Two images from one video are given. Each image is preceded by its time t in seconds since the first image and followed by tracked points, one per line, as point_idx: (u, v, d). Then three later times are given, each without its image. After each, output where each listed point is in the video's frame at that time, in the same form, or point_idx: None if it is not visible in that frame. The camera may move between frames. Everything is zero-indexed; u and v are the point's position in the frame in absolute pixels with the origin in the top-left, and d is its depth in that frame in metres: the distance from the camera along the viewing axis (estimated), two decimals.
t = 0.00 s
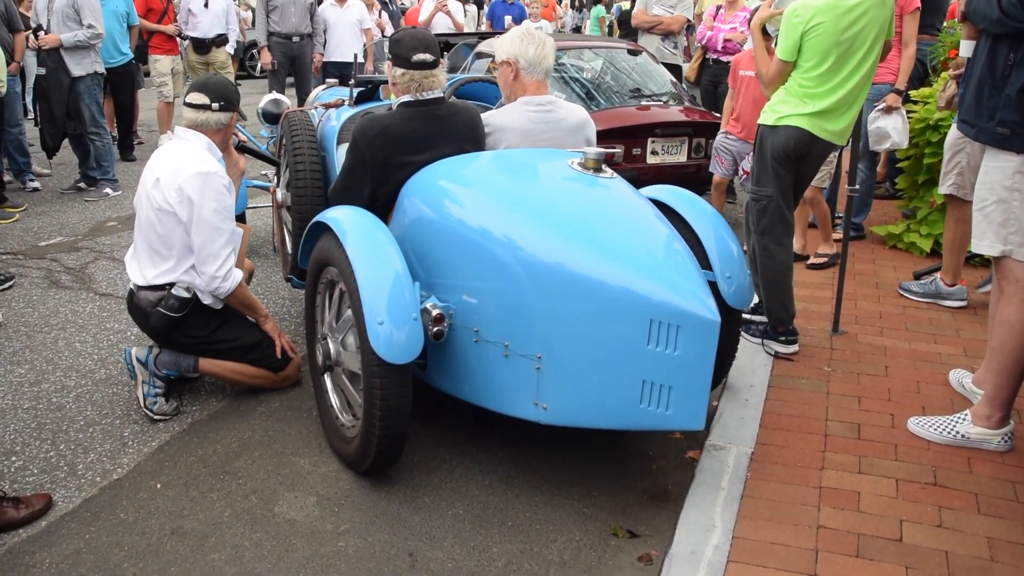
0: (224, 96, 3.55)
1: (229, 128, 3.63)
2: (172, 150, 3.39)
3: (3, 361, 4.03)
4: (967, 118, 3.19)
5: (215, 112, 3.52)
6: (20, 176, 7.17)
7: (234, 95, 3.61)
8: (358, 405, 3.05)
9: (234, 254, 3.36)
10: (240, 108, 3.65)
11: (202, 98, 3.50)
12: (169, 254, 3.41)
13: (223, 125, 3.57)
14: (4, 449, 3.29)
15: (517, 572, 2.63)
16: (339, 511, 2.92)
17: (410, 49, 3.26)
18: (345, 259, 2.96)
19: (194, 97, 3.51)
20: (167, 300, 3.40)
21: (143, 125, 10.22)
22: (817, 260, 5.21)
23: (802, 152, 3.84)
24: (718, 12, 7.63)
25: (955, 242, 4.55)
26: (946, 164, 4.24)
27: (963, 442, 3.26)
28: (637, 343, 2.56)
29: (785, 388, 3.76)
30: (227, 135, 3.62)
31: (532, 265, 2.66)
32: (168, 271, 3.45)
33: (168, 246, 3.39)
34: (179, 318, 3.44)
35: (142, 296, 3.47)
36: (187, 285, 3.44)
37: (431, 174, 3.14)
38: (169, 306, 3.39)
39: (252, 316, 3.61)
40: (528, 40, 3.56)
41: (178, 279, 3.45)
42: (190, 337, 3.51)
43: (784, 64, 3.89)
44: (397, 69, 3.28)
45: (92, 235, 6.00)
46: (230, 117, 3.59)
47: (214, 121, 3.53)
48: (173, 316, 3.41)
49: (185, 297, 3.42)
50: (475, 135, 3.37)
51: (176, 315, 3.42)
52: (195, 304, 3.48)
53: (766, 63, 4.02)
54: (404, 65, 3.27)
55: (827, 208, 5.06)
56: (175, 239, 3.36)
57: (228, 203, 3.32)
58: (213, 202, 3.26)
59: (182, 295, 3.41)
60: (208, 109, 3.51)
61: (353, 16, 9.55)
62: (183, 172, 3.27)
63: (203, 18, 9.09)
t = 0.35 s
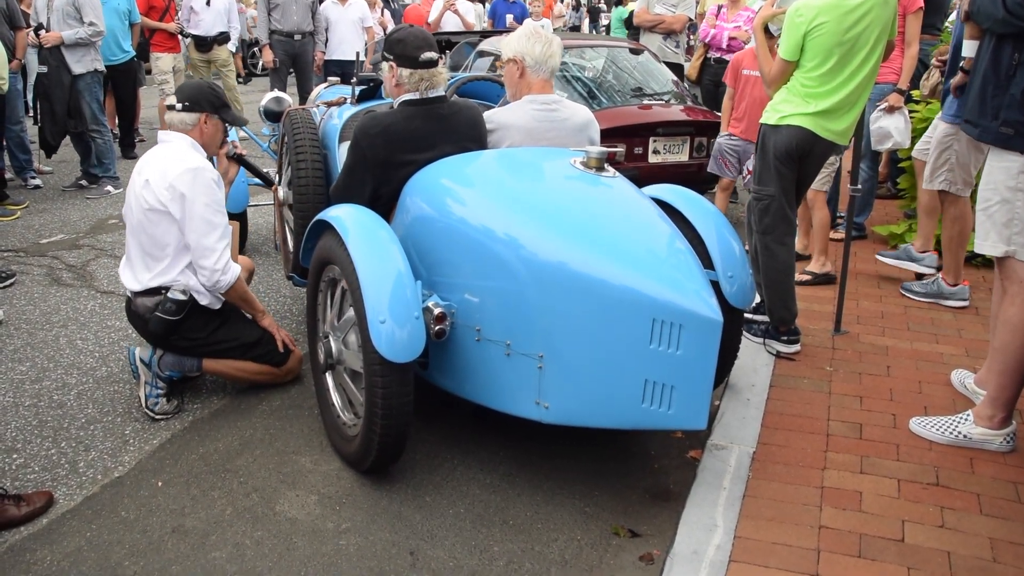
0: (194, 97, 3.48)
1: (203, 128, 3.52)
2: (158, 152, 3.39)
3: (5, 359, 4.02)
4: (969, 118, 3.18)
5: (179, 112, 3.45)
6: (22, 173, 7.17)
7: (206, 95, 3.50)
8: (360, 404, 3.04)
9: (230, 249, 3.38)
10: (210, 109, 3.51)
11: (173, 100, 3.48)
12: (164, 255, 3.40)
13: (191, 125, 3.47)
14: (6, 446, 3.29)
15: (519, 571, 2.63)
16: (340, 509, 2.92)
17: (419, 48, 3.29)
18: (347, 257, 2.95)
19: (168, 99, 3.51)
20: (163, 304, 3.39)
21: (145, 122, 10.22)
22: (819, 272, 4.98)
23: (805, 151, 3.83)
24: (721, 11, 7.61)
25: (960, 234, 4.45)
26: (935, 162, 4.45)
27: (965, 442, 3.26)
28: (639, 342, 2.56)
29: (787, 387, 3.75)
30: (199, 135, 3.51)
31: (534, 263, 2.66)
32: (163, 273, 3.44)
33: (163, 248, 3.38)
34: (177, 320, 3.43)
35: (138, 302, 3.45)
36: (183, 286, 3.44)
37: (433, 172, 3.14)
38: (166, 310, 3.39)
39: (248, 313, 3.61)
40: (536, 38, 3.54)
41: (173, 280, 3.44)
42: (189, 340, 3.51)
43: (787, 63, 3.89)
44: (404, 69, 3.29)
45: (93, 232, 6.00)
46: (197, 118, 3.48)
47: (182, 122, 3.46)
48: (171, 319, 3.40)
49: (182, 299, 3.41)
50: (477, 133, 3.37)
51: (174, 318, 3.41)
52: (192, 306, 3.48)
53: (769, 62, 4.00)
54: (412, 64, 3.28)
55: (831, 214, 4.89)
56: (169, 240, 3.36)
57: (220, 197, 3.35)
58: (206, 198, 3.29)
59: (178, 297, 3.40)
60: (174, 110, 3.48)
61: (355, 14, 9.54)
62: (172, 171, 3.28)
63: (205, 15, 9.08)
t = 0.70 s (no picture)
0: (242, 91, 3.45)
1: (249, 123, 3.49)
2: (204, 138, 3.40)
3: (6, 356, 4.02)
4: (974, 118, 3.17)
5: (228, 106, 3.43)
6: (23, 171, 7.16)
7: (256, 90, 3.46)
8: (361, 402, 3.04)
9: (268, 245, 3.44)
10: (258, 104, 3.47)
11: (223, 91, 3.45)
12: (195, 240, 3.41)
13: (240, 119, 3.46)
14: (6, 443, 3.28)
15: (520, 569, 2.63)
16: (341, 507, 2.92)
17: (420, 46, 3.26)
18: (349, 254, 2.95)
19: (217, 91, 3.48)
20: (186, 289, 3.38)
21: (146, 120, 10.21)
22: (823, 274, 4.99)
23: (807, 149, 3.83)
24: (722, 8, 7.59)
25: (955, 233, 4.49)
26: (927, 161, 4.45)
27: (967, 442, 3.25)
28: (641, 340, 2.55)
29: (789, 386, 3.75)
30: (244, 130, 3.49)
31: (537, 261, 2.65)
32: (190, 258, 3.43)
33: (195, 232, 3.39)
34: (198, 306, 3.42)
35: (160, 283, 3.45)
36: (210, 274, 3.43)
37: (435, 170, 3.13)
38: (188, 295, 3.38)
39: (266, 310, 3.63)
40: (537, 36, 3.54)
41: (200, 267, 3.43)
42: (205, 327, 3.50)
43: (789, 62, 3.88)
44: (404, 67, 3.27)
45: (94, 230, 6.00)
46: (245, 113, 3.46)
47: (229, 115, 3.44)
48: (192, 305, 3.39)
49: (206, 286, 3.41)
50: (479, 131, 3.37)
51: (195, 304, 3.40)
52: (212, 296, 3.47)
53: (771, 60, 3.98)
54: (412, 63, 3.25)
55: (843, 220, 4.89)
56: (208, 228, 3.38)
57: (262, 194, 3.38)
58: (249, 193, 3.31)
59: (202, 284, 3.40)
60: (222, 101, 3.45)
61: (356, 12, 9.53)
62: (221, 161, 3.29)
63: (206, 13, 9.07)
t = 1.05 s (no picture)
0: (282, 70, 3.43)
1: (287, 102, 3.48)
2: (241, 115, 3.39)
3: (6, 353, 4.02)
4: (974, 118, 3.17)
5: (267, 84, 3.42)
6: (23, 168, 7.16)
7: (296, 70, 3.44)
8: (361, 400, 3.03)
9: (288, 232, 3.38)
10: (297, 84, 3.46)
11: (262, 69, 3.44)
12: (225, 217, 3.40)
13: (277, 98, 3.45)
14: (6, 441, 3.28)
15: (520, 568, 2.63)
16: (341, 505, 2.92)
17: (408, 45, 3.22)
18: (349, 252, 2.95)
19: (256, 68, 3.47)
20: (219, 263, 3.39)
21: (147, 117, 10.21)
22: (824, 274, 4.99)
23: (808, 148, 3.83)
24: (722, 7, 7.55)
25: (953, 229, 4.52)
26: (925, 158, 4.48)
27: (967, 441, 3.25)
28: (641, 339, 2.55)
29: (789, 385, 3.75)
30: (282, 109, 3.48)
31: (537, 260, 2.65)
32: (221, 234, 3.43)
33: (225, 208, 3.38)
34: (227, 282, 3.43)
35: (189, 254, 3.44)
36: (238, 251, 3.42)
37: (435, 168, 3.13)
38: (221, 269, 3.39)
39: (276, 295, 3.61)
40: (541, 34, 3.55)
41: (229, 245, 3.42)
42: (230, 304, 3.49)
43: (790, 61, 3.87)
44: (395, 66, 3.25)
45: (94, 227, 6.00)
46: (283, 92, 3.45)
47: (268, 94, 3.43)
48: (222, 280, 3.40)
49: (237, 263, 3.41)
50: (479, 130, 3.37)
51: (227, 279, 3.42)
52: (240, 275, 3.47)
53: (771, 59, 3.98)
54: (402, 62, 3.23)
55: (848, 222, 4.89)
56: (238, 206, 3.37)
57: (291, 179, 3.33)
58: (279, 176, 3.27)
59: (235, 260, 3.41)
60: (261, 80, 3.43)
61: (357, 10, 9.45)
62: (256, 140, 3.27)
63: (207, 11, 9.07)
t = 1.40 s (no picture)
0: (302, 63, 3.47)
1: (304, 95, 3.51)
2: (258, 107, 3.41)
3: (6, 352, 4.02)
4: (974, 115, 3.16)
5: (286, 76, 3.44)
6: (24, 166, 7.15)
7: (314, 63, 3.48)
8: (361, 399, 3.03)
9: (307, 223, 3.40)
10: (315, 78, 3.49)
11: (281, 61, 3.47)
12: (242, 209, 3.40)
13: (295, 90, 3.47)
14: (6, 439, 3.28)
15: (521, 567, 2.62)
16: (341, 504, 2.91)
17: (415, 40, 3.20)
18: (350, 251, 2.94)
19: (274, 60, 3.49)
20: (237, 256, 3.37)
21: (148, 116, 10.21)
22: (824, 272, 4.98)
23: (808, 147, 3.82)
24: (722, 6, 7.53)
25: (954, 221, 4.49)
26: (931, 151, 4.47)
27: (968, 440, 3.24)
28: (641, 338, 2.55)
29: (790, 384, 3.75)
30: (298, 101, 3.51)
31: (537, 259, 2.65)
32: (237, 226, 3.43)
33: (242, 200, 3.38)
34: (244, 275, 3.42)
35: (205, 244, 3.44)
36: (255, 244, 3.41)
37: (436, 166, 3.12)
38: (239, 261, 3.37)
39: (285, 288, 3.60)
40: (541, 33, 3.55)
41: (245, 237, 3.42)
42: (245, 298, 3.48)
43: (790, 59, 3.87)
44: (401, 60, 3.25)
45: (94, 225, 6.00)
46: (301, 85, 3.48)
47: (286, 86, 3.45)
48: (240, 272, 3.38)
49: (255, 255, 3.39)
50: (479, 129, 3.37)
51: (244, 272, 3.40)
52: (256, 268, 3.45)
53: (771, 58, 3.98)
54: (408, 56, 3.23)
55: (849, 221, 4.88)
56: (255, 198, 3.38)
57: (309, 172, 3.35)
58: (298, 168, 3.29)
59: (253, 252, 3.38)
60: (280, 71, 3.46)
61: (357, 8, 9.50)
62: (276, 132, 3.29)
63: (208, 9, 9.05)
